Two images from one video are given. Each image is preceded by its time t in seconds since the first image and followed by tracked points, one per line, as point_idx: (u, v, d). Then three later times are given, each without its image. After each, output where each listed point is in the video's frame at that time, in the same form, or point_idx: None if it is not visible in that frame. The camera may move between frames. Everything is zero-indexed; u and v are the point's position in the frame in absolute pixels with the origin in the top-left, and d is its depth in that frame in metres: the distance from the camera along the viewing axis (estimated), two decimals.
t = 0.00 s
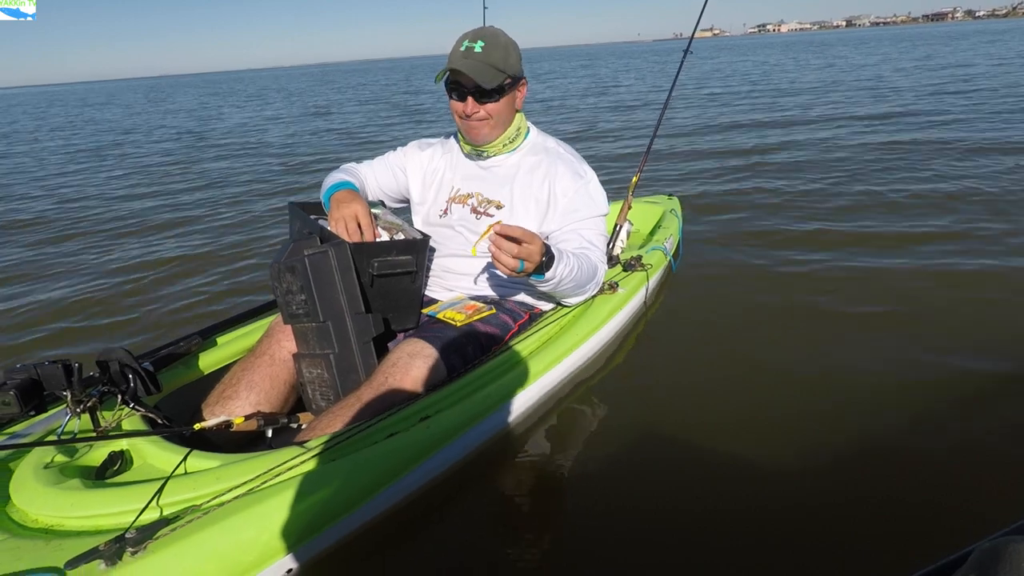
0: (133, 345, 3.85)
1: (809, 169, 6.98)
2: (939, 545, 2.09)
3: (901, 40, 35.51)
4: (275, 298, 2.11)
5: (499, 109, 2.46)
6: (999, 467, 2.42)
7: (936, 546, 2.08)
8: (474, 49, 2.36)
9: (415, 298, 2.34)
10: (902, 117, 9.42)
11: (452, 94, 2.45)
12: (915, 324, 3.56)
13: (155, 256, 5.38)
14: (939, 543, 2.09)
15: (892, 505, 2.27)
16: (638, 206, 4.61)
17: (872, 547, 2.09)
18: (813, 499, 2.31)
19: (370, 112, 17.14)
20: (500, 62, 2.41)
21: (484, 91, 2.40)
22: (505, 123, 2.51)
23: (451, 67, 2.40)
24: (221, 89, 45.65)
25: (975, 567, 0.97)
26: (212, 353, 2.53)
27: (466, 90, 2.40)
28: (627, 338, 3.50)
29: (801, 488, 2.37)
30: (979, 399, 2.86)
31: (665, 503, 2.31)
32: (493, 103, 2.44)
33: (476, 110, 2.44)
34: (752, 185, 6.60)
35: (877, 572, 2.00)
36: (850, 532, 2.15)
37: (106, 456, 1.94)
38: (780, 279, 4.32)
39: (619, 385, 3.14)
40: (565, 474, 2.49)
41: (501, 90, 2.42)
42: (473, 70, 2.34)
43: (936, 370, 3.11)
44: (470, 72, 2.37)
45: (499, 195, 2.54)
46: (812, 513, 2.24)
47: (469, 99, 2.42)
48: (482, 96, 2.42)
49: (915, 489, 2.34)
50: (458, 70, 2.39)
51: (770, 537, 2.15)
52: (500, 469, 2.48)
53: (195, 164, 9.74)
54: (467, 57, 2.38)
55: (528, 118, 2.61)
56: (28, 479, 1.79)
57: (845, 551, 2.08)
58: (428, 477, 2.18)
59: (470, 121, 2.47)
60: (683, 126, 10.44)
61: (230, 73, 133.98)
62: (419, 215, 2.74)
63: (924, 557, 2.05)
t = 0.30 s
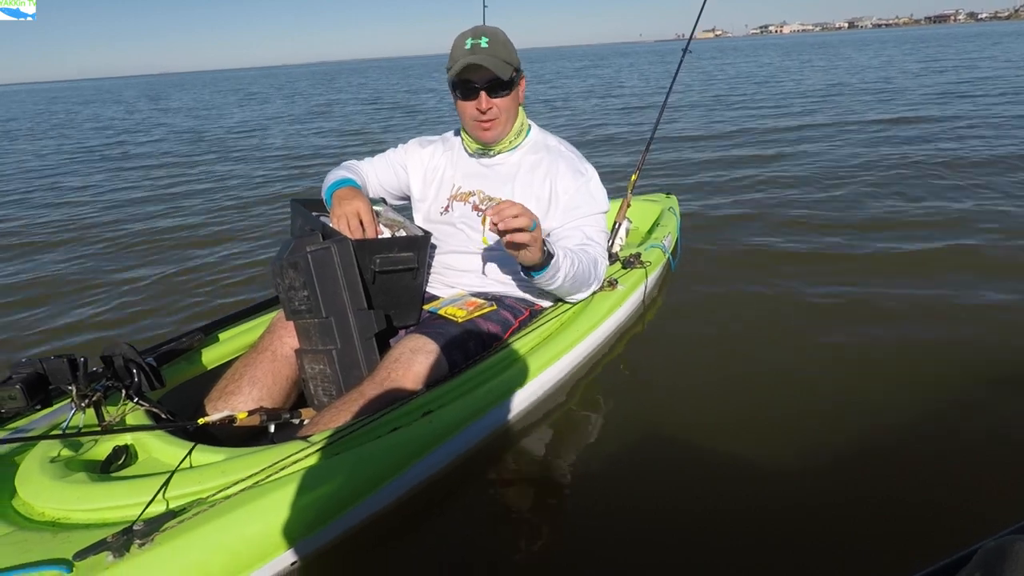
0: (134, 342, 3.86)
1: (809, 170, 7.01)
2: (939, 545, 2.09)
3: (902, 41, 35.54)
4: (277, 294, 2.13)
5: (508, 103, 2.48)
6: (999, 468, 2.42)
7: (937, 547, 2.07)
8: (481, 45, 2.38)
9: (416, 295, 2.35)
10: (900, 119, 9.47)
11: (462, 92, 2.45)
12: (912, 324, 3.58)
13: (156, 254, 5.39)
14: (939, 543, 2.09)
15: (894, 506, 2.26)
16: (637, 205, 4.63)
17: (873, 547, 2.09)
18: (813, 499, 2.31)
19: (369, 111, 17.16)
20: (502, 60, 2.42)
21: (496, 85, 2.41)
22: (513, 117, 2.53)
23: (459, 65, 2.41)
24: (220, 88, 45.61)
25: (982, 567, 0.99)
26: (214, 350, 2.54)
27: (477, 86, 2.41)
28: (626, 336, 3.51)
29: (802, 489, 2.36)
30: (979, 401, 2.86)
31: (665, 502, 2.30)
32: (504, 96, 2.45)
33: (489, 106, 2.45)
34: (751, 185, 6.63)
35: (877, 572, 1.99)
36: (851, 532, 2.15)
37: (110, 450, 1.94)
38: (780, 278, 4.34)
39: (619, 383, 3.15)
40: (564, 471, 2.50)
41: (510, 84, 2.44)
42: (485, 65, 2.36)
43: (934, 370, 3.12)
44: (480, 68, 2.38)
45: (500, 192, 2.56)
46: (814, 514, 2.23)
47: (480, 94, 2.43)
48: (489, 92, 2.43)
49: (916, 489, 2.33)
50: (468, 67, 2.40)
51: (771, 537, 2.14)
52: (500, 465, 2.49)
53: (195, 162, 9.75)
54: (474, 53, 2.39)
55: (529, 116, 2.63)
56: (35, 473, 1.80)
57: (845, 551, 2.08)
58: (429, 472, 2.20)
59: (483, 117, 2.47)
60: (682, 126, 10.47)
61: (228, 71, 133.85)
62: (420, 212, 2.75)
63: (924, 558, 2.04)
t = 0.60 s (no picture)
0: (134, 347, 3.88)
1: (803, 168, 7.04)
2: (938, 545, 2.10)
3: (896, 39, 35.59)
4: (277, 296, 2.13)
5: (502, 105, 2.50)
6: (998, 467, 2.44)
7: (936, 547, 2.09)
8: (476, 46, 2.40)
9: (415, 295, 2.37)
10: (894, 117, 9.53)
11: (456, 94, 2.47)
12: (908, 322, 3.61)
13: (155, 258, 5.40)
14: (939, 543, 2.10)
15: (894, 506, 2.27)
16: (632, 204, 4.66)
17: (872, 547, 2.10)
18: (813, 499, 2.32)
19: (365, 115, 17.20)
20: (498, 61, 2.44)
21: (490, 86, 2.44)
22: (507, 119, 2.55)
23: (454, 66, 2.43)
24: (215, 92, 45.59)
25: (979, 562, 1.01)
26: (216, 352, 2.55)
27: (471, 87, 2.43)
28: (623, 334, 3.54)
29: (802, 490, 2.37)
30: (979, 400, 2.87)
31: (665, 503, 2.32)
32: (498, 98, 2.47)
33: (482, 107, 2.47)
34: (746, 184, 6.68)
35: (877, 572, 2.01)
36: (850, 532, 2.16)
37: (115, 452, 1.96)
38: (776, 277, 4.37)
39: (617, 382, 3.18)
40: (564, 470, 2.52)
41: (504, 86, 2.46)
42: (480, 67, 2.38)
43: (930, 368, 3.15)
44: (475, 69, 2.40)
45: (497, 191, 2.57)
46: (814, 514, 2.24)
47: (474, 96, 2.45)
48: (483, 94, 2.45)
49: (915, 490, 2.35)
50: (462, 68, 2.42)
51: (772, 538, 2.15)
52: (500, 464, 2.51)
53: (191, 167, 9.76)
54: (469, 55, 2.41)
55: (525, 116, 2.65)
56: (41, 475, 1.82)
57: (845, 551, 2.09)
58: (429, 471, 2.22)
59: (477, 118, 2.49)
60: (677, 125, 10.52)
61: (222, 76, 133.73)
62: (417, 213, 2.76)
63: (923, 557, 2.06)
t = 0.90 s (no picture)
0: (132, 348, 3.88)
1: (799, 171, 7.08)
2: (938, 545, 2.12)
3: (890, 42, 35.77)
4: (280, 298, 2.16)
5: (504, 106, 2.53)
6: (998, 467, 2.46)
7: (936, 549, 2.11)
8: (478, 49, 2.43)
9: (416, 296, 2.39)
10: (888, 119, 9.59)
11: (459, 97, 2.49)
12: (904, 324, 3.64)
13: (153, 260, 5.40)
14: (939, 543, 2.13)
15: (893, 507, 2.30)
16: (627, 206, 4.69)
17: (872, 547, 2.13)
18: (812, 500, 2.35)
19: (361, 116, 17.20)
20: (498, 64, 2.47)
21: (493, 88, 2.47)
22: (509, 120, 2.58)
23: (457, 69, 2.45)
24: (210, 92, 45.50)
25: (980, 562, 1.03)
26: (218, 351, 2.57)
27: (474, 89, 2.46)
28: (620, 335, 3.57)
29: (801, 491, 2.40)
30: (976, 401, 2.89)
31: (665, 503, 2.34)
32: (500, 100, 2.51)
33: (485, 109, 2.50)
34: (742, 186, 6.71)
35: (877, 572, 2.03)
36: (850, 533, 2.18)
37: (121, 451, 1.97)
38: (773, 279, 4.39)
39: (615, 383, 3.20)
40: (563, 470, 2.54)
41: (507, 87, 2.49)
42: (483, 69, 2.41)
43: (926, 370, 3.18)
44: (479, 72, 2.43)
45: (497, 193, 2.60)
46: (813, 515, 2.27)
47: (477, 98, 2.48)
48: (486, 96, 2.48)
49: (915, 490, 2.37)
50: (465, 70, 2.44)
51: (772, 539, 2.18)
52: (499, 465, 2.53)
53: (188, 168, 9.75)
54: (472, 58, 2.44)
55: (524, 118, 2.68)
56: (47, 473, 1.83)
57: (845, 552, 2.11)
58: (429, 471, 2.24)
59: (480, 120, 2.52)
60: (673, 128, 10.57)
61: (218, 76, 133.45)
62: (418, 214, 2.79)
63: (923, 558, 2.08)
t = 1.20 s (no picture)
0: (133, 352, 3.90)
1: (794, 171, 7.13)
2: (937, 544, 2.14)
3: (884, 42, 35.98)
4: (282, 299, 2.18)
5: (501, 107, 2.56)
6: (994, 467, 2.48)
7: (935, 548, 2.13)
8: (475, 52, 2.44)
9: (416, 296, 2.42)
10: (882, 120, 9.67)
11: (456, 98, 2.52)
12: (900, 324, 3.68)
13: (152, 264, 5.42)
14: (938, 542, 2.15)
15: (892, 506, 2.32)
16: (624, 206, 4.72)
17: (871, 547, 2.15)
18: (812, 499, 2.37)
19: (357, 118, 17.22)
20: (495, 65, 2.49)
21: (490, 89, 2.49)
22: (506, 120, 2.61)
23: (454, 72, 2.47)
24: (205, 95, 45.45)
25: (982, 560, 1.06)
26: (221, 352, 2.59)
27: (472, 91, 2.48)
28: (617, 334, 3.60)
29: (801, 491, 2.42)
30: (973, 400, 2.92)
31: (665, 503, 2.36)
32: (497, 101, 2.53)
33: (483, 110, 2.53)
34: (738, 187, 6.76)
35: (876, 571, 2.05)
36: (850, 533, 2.20)
37: (127, 451, 2.00)
38: (769, 279, 4.43)
39: (613, 382, 3.23)
40: (563, 470, 2.56)
41: (504, 88, 2.52)
42: (480, 72, 2.43)
43: (923, 369, 3.21)
44: (476, 74, 2.45)
45: (495, 194, 2.62)
46: (813, 515, 2.29)
47: (474, 99, 2.51)
48: (483, 97, 2.51)
49: (913, 490, 2.39)
50: (462, 73, 2.46)
51: (772, 539, 2.19)
52: (499, 463, 2.55)
53: (185, 172, 9.77)
54: (469, 60, 2.45)
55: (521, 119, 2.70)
56: (55, 473, 1.85)
57: (844, 551, 2.14)
58: (430, 469, 2.26)
59: (478, 121, 2.55)
60: (669, 129, 10.63)
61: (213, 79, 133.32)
62: (417, 215, 2.81)
63: (922, 557, 2.10)
